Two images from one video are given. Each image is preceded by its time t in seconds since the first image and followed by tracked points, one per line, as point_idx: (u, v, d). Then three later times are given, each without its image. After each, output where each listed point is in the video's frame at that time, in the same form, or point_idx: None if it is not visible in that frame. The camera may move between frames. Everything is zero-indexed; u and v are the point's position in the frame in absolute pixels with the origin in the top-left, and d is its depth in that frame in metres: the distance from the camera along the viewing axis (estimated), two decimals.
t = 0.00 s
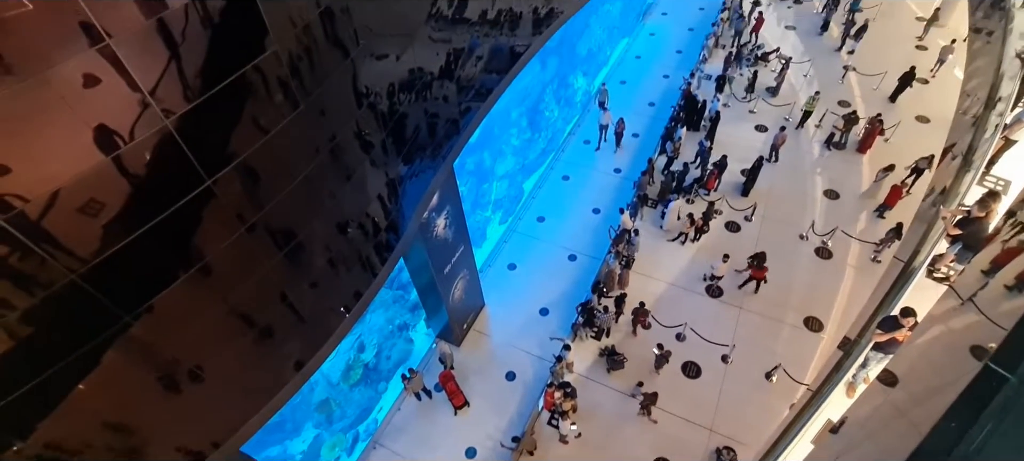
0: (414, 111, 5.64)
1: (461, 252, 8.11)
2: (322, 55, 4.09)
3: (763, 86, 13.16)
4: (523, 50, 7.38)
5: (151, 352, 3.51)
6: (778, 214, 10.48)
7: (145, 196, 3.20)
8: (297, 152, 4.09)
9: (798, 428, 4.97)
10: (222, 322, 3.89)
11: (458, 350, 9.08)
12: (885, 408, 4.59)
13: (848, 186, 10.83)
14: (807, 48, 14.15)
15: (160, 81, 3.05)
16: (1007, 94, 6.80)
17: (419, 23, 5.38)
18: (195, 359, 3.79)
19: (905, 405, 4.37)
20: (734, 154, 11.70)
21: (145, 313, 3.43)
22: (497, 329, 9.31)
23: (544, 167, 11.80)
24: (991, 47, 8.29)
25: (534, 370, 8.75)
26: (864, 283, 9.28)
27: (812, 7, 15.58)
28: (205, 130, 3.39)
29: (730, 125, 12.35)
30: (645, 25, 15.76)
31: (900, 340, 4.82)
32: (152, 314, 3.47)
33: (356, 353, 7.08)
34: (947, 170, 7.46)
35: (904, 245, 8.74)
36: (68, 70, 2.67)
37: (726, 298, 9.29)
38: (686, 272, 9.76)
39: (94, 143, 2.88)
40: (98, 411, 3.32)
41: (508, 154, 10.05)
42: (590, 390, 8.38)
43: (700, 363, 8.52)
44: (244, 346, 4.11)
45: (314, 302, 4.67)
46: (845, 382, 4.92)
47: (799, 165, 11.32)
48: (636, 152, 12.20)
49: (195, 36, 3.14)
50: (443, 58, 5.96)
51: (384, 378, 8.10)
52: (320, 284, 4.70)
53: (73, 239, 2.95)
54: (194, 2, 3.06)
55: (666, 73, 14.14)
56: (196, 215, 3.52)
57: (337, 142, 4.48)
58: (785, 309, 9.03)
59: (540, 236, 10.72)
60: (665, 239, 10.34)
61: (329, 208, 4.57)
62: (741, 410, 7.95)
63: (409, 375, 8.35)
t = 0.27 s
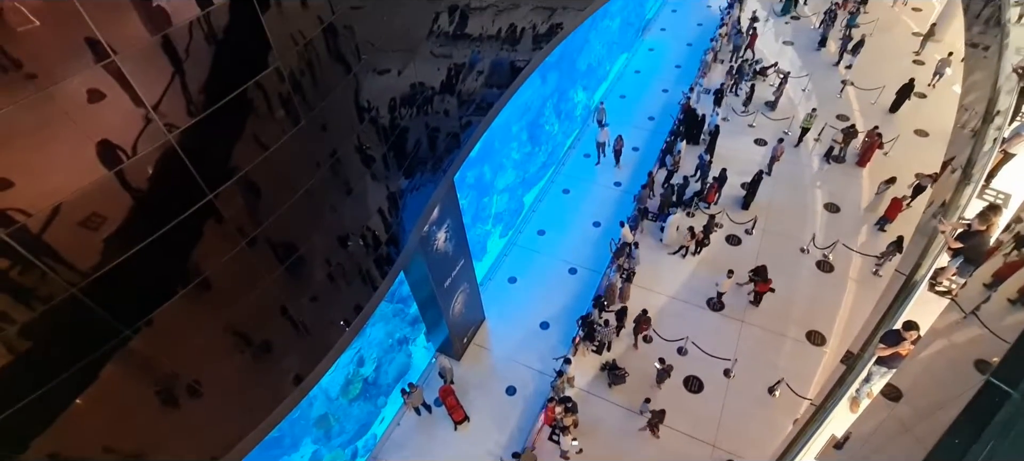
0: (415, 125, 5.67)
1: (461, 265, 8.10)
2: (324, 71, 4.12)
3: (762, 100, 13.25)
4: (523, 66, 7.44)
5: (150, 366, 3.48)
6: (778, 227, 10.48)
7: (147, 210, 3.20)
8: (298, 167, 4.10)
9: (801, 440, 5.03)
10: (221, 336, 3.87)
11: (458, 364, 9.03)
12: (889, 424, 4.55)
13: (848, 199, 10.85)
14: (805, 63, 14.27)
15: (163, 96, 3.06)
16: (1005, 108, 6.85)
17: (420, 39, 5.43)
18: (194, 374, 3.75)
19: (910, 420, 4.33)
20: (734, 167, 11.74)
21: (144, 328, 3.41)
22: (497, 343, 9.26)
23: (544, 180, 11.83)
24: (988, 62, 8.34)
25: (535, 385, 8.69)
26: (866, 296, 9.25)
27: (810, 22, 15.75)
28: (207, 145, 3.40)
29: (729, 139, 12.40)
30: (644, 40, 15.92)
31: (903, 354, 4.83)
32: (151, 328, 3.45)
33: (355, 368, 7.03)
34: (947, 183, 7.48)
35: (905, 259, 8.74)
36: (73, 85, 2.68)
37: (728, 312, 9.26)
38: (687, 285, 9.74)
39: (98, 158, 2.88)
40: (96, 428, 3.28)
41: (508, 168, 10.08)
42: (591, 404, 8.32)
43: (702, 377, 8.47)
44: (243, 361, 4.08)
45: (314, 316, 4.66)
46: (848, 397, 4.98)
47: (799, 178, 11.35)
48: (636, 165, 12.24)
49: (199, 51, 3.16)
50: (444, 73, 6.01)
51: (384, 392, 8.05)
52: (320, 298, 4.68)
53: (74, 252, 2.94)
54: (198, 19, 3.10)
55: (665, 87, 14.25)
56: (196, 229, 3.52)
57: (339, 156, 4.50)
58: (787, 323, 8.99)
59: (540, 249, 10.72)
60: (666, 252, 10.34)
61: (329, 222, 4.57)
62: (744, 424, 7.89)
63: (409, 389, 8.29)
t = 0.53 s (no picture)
0: (416, 136, 5.69)
1: (461, 275, 8.09)
2: (325, 82, 4.15)
3: (761, 111, 13.32)
4: (523, 77, 7.48)
5: (148, 376, 3.46)
6: (778, 237, 10.49)
7: (147, 220, 3.20)
8: (299, 177, 4.11)
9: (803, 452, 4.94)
10: (220, 347, 3.85)
11: (457, 375, 8.99)
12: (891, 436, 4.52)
13: (848, 209, 10.86)
14: (803, 74, 14.36)
15: (165, 106, 3.08)
16: (1002, 118, 6.88)
17: (421, 50, 5.47)
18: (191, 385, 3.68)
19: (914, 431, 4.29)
20: (733, 177, 11.77)
21: (143, 338, 3.40)
22: (497, 353, 9.22)
23: (544, 190, 11.85)
24: (985, 72, 8.39)
25: (535, 395, 8.64)
26: (867, 306, 9.23)
27: (807, 34, 15.87)
28: (209, 155, 3.41)
29: (729, 149, 12.44)
30: (643, 51, 16.03)
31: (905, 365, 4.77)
32: (150, 339, 3.44)
33: (354, 378, 7.00)
34: (946, 193, 7.50)
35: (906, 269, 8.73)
36: (75, 97, 2.69)
37: (729, 322, 9.23)
38: (687, 295, 9.72)
39: (99, 168, 2.88)
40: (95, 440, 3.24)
41: (509, 178, 10.11)
42: (592, 415, 8.26)
43: (703, 388, 8.42)
44: (242, 371, 4.06)
45: (314, 327, 4.64)
46: (850, 407, 4.97)
47: (799, 188, 11.38)
48: (636, 175, 12.26)
49: (201, 62, 3.18)
50: (444, 83, 6.04)
51: (382, 404, 8.00)
52: (320, 308, 4.67)
53: (74, 262, 2.94)
54: (201, 30, 3.12)
55: (664, 98, 14.32)
56: (196, 239, 3.51)
57: (339, 167, 4.51)
58: (789, 334, 8.96)
59: (541, 259, 10.71)
60: (666, 262, 10.33)
61: (329, 232, 4.57)
62: (746, 435, 7.84)
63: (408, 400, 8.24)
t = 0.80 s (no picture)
0: (415, 147, 5.71)
1: (461, 286, 8.07)
2: (326, 94, 4.17)
3: (759, 122, 13.39)
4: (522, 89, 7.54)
5: (145, 389, 3.44)
6: (777, 248, 10.50)
7: (147, 231, 3.19)
8: (298, 188, 4.12)
9: None
10: (218, 359, 3.84)
11: (456, 386, 8.94)
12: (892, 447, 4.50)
13: (846, 220, 10.89)
14: (800, 86, 14.46)
15: (167, 118, 3.09)
16: (999, 130, 6.92)
17: (422, 62, 5.51)
18: (188, 397, 3.69)
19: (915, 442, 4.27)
20: (732, 188, 11.79)
21: (140, 350, 3.37)
22: (496, 365, 9.18)
23: (544, 201, 11.88)
24: (981, 85, 8.45)
25: (535, 407, 8.59)
26: (867, 317, 9.23)
27: (804, 46, 16.02)
28: (209, 167, 3.41)
29: (727, 160, 12.49)
30: (641, 63, 16.14)
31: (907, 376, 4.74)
32: (148, 350, 3.42)
33: (353, 390, 6.96)
34: (944, 204, 7.52)
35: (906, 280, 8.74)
36: (76, 109, 2.69)
37: (728, 333, 9.21)
38: (687, 306, 9.71)
39: (99, 180, 2.88)
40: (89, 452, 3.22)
41: (508, 189, 10.13)
42: (592, 428, 8.20)
43: (704, 399, 8.38)
44: (240, 383, 4.04)
45: (313, 338, 4.63)
46: (851, 420, 4.82)
47: (797, 199, 11.41)
48: (635, 185, 12.29)
49: (203, 74, 3.19)
50: (444, 95, 6.07)
51: (380, 416, 7.94)
52: (318, 319, 4.65)
53: (73, 273, 2.93)
54: (203, 43, 3.14)
55: (663, 109, 14.41)
56: (195, 250, 3.51)
57: (339, 178, 4.53)
58: (789, 345, 8.94)
59: (540, 269, 10.69)
60: (666, 273, 10.32)
61: (329, 243, 4.57)
62: (748, 447, 7.79)
63: (406, 413, 8.18)
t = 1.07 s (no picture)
0: (414, 160, 5.73)
1: (459, 299, 8.05)
2: (326, 107, 4.19)
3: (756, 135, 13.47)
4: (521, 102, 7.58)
5: (142, 402, 3.41)
6: (776, 260, 10.51)
7: (146, 244, 3.19)
8: (298, 201, 4.12)
9: None
10: (215, 372, 3.81)
11: (455, 400, 8.88)
12: None
13: (844, 231, 10.91)
14: (796, 99, 14.57)
15: (167, 131, 3.09)
16: (994, 143, 6.97)
17: (421, 75, 5.55)
18: (185, 411, 3.65)
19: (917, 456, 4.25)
20: (730, 200, 11.82)
21: (137, 364, 3.34)
22: (495, 378, 9.12)
23: (542, 213, 11.89)
24: (975, 97, 8.52)
25: (534, 421, 8.53)
26: (867, 330, 9.21)
27: (800, 59, 16.17)
28: (209, 180, 3.42)
29: (725, 172, 12.54)
30: (639, 76, 16.27)
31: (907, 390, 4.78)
32: (145, 364, 3.39)
33: (351, 403, 6.90)
34: (942, 216, 7.55)
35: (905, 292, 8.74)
36: (78, 122, 2.70)
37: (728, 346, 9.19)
38: (687, 318, 9.68)
39: (99, 192, 2.88)
40: None
41: (507, 201, 10.15)
42: (593, 441, 8.14)
43: (704, 413, 8.33)
44: (237, 396, 4.01)
45: (311, 350, 4.60)
46: (853, 433, 4.89)
47: (796, 211, 11.45)
48: (633, 198, 12.31)
49: (204, 88, 3.21)
50: (443, 108, 6.10)
51: (378, 429, 7.88)
52: (317, 332, 4.63)
53: (71, 287, 2.91)
54: (204, 58, 3.17)
55: (661, 122, 14.49)
56: (194, 263, 3.50)
57: (339, 190, 4.54)
58: (789, 357, 8.91)
59: (539, 282, 10.67)
60: (665, 284, 10.32)
61: (328, 255, 4.57)
62: None
63: (405, 426, 8.11)
